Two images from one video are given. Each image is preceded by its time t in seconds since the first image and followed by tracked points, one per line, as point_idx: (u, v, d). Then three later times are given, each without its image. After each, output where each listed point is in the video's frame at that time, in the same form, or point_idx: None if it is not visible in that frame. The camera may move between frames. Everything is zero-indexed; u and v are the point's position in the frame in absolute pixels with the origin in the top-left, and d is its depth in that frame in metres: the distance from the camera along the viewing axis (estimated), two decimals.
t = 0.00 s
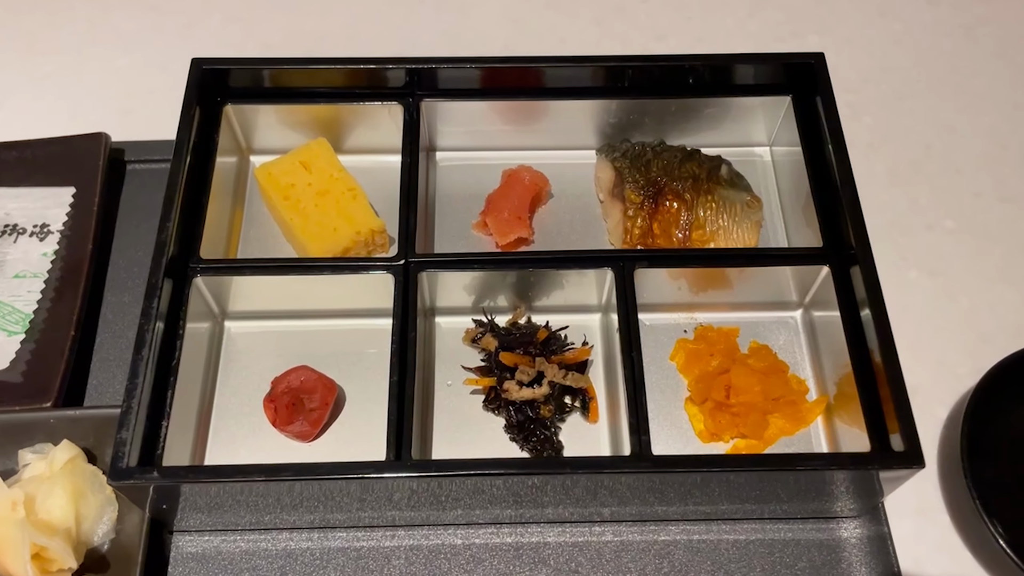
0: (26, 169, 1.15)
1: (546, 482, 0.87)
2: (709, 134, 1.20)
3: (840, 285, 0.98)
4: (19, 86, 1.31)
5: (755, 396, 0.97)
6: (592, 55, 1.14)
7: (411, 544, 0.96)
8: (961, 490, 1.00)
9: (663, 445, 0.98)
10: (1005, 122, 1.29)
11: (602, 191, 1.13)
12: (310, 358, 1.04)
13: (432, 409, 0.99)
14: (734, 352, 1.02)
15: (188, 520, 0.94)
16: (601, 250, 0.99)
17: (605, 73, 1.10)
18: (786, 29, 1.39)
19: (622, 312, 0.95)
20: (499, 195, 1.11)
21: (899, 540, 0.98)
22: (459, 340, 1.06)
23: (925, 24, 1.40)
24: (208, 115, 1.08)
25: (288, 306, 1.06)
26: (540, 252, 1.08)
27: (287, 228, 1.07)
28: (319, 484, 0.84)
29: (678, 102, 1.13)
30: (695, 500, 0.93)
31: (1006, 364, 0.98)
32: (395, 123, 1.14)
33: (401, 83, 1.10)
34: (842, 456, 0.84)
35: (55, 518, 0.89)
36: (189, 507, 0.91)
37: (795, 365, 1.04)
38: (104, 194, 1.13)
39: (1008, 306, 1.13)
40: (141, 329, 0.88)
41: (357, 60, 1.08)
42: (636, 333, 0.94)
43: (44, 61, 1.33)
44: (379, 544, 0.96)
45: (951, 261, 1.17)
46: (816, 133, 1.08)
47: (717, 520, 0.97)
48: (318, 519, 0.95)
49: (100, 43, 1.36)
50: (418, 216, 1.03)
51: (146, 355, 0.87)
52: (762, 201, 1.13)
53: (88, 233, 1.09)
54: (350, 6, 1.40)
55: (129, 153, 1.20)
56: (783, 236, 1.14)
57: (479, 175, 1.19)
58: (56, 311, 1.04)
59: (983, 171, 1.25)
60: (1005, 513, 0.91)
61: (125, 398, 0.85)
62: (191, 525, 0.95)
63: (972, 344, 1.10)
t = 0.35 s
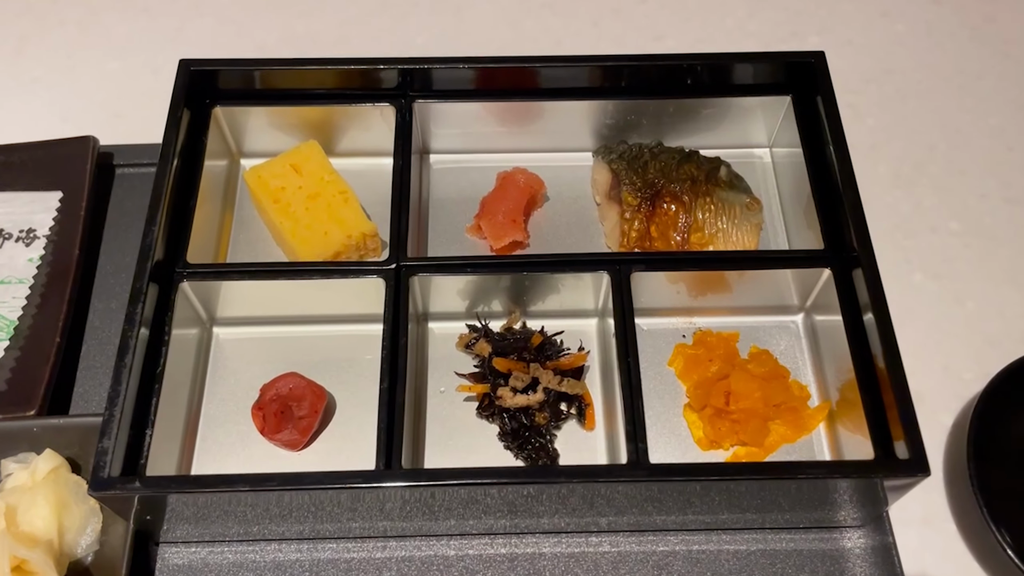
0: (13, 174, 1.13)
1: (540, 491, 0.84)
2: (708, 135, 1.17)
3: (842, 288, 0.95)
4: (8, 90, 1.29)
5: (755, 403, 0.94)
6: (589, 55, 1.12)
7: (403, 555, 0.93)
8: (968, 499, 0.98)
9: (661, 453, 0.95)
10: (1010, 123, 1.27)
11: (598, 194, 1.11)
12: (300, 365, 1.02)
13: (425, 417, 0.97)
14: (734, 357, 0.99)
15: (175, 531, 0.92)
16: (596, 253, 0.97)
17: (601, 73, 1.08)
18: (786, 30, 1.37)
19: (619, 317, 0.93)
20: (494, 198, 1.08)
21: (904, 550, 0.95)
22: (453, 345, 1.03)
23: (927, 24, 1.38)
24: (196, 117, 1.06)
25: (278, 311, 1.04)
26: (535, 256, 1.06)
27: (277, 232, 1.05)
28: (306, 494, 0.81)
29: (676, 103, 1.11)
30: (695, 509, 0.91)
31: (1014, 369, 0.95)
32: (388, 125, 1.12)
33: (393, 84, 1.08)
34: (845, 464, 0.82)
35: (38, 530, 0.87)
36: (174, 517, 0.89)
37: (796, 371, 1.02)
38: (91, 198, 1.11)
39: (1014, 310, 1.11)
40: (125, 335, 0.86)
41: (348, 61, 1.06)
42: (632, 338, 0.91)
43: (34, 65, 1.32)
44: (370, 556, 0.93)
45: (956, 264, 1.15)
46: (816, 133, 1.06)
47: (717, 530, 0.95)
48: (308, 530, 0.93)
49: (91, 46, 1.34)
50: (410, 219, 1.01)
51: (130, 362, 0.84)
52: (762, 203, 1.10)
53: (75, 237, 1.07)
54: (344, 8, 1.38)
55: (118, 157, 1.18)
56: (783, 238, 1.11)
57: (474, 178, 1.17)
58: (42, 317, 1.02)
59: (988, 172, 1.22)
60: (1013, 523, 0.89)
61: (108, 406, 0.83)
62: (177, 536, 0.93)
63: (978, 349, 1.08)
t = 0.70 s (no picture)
0: (5, 178, 1.12)
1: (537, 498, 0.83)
2: (708, 138, 1.16)
3: (844, 291, 0.94)
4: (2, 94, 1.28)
5: (756, 408, 0.93)
6: (587, 57, 1.11)
7: (399, 563, 0.92)
8: (972, 504, 0.96)
9: (661, 459, 0.94)
10: (1012, 125, 1.26)
11: (597, 196, 1.10)
12: (295, 370, 1.01)
13: (422, 423, 0.96)
14: (734, 362, 0.98)
15: (167, 539, 0.90)
16: (595, 257, 0.96)
17: (599, 75, 1.07)
18: (786, 32, 1.36)
19: (617, 321, 0.92)
20: (491, 201, 1.07)
21: (908, 558, 0.94)
22: (450, 350, 1.02)
23: (928, 25, 1.37)
24: (190, 120, 1.05)
25: (272, 316, 1.02)
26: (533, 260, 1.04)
27: (272, 236, 1.04)
28: (299, 502, 0.80)
29: (675, 105, 1.10)
30: (695, 516, 0.89)
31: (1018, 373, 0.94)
32: (384, 127, 1.11)
33: (389, 86, 1.07)
34: (848, 471, 0.81)
35: (29, 539, 0.86)
36: (167, 525, 0.88)
37: (797, 375, 1.01)
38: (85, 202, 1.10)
39: (1018, 313, 1.09)
40: (116, 341, 0.85)
41: (343, 63, 1.05)
42: (631, 343, 0.90)
43: (27, 68, 1.31)
44: (366, 564, 0.92)
45: (959, 266, 1.14)
46: (817, 135, 1.04)
47: (718, 537, 0.93)
48: (303, 538, 0.91)
49: (86, 49, 1.33)
50: (406, 223, 1.00)
51: (121, 368, 0.83)
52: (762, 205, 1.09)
53: (67, 242, 1.06)
54: (340, 11, 1.37)
55: (112, 161, 1.17)
56: (784, 242, 1.10)
57: (471, 181, 1.15)
58: (34, 322, 1.01)
59: (990, 174, 1.21)
60: (1018, 530, 0.87)
61: (98, 413, 0.82)
62: (170, 545, 0.91)
63: (982, 353, 1.06)
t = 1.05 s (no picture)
0: (16, 174, 1.12)
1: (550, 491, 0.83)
2: (717, 135, 1.16)
3: (854, 286, 0.94)
4: (12, 91, 1.28)
5: (768, 403, 0.92)
6: (596, 54, 1.11)
7: (410, 558, 0.92)
8: (983, 500, 0.96)
9: (672, 454, 0.94)
10: (1019, 123, 1.26)
11: (606, 193, 1.10)
12: (305, 366, 1.01)
13: (433, 418, 0.96)
14: (745, 357, 0.98)
15: (179, 534, 0.90)
16: (606, 252, 0.96)
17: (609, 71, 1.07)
18: (793, 30, 1.36)
19: (629, 316, 0.92)
20: (500, 197, 1.07)
21: (919, 553, 0.94)
22: (460, 346, 1.02)
23: (935, 23, 1.37)
24: (201, 116, 1.05)
25: (282, 312, 1.03)
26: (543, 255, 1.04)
27: (283, 233, 1.05)
28: (313, 495, 0.80)
29: (684, 101, 1.10)
30: (707, 510, 0.90)
31: None
32: (393, 124, 1.11)
33: (399, 83, 1.08)
34: (860, 464, 0.81)
35: (41, 533, 0.86)
36: (179, 519, 0.88)
37: (807, 371, 1.01)
38: (95, 199, 1.10)
39: None
40: (129, 335, 0.85)
41: (354, 59, 1.05)
42: (643, 338, 0.90)
43: (37, 66, 1.31)
44: (377, 558, 0.92)
45: (967, 263, 1.14)
46: (826, 131, 1.05)
47: (729, 531, 0.93)
48: (315, 533, 0.91)
49: (94, 48, 1.33)
50: (417, 219, 1.00)
51: (134, 362, 0.83)
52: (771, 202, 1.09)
53: (78, 238, 1.06)
54: (349, 9, 1.38)
55: (121, 158, 1.18)
56: (793, 238, 1.10)
57: (480, 178, 1.16)
58: (45, 318, 1.01)
59: (998, 172, 1.21)
60: None
61: (112, 406, 0.82)
62: (182, 539, 0.91)
63: (991, 349, 1.07)
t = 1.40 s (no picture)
0: (33, 166, 1.13)
1: (564, 476, 0.84)
2: (725, 129, 1.18)
3: (862, 276, 0.95)
4: (28, 85, 1.30)
5: (776, 391, 0.94)
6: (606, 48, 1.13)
7: (424, 543, 0.93)
8: (988, 488, 0.97)
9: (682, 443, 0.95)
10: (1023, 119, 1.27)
11: (616, 185, 1.11)
12: (320, 355, 1.02)
13: (446, 406, 0.97)
14: (754, 347, 0.99)
15: (196, 519, 0.92)
16: (617, 242, 0.97)
17: (620, 65, 1.09)
18: (799, 27, 1.38)
19: (640, 305, 0.93)
20: (512, 189, 1.08)
21: (925, 540, 0.95)
22: (472, 336, 1.03)
23: (940, 21, 1.39)
24: (218, 108, 1.06)
25: (297, 301, 1.04)
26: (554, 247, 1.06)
27: (297, 224, 1.06)
28: (331, 478, 0.82)
29: (693, 95, 1.11)
30: (717, 497, 0.91)
31: None
32: (406, 118, 1.12)
33: (413, 77, 1.09)
34: (869, 449, 0.82)
35: (61, 517, 0.87)
36: (197, 504, 0.89)
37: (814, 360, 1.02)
38: (111, 191, 1.12)
39: None
40: (150, 322, 0.86)
41: (368, 53, 1.07)
42: (654, 327, 0.91)
43: (52, 60, 1.33)
44: (391, 544, 0.93)
45: (972, 257, 1.15)
46: (834, 125, 1.06)
47: (738, 518, 0.95)
48: (330, 517, 0.93)
49: (108, 42, 1.35)
50: (430, 209, 1.01)
51: (154, 348, 0.85)
52: (779, 195, 1.11)
53: (95, 229, 1.07)
54: (360, 5, 1.39)
55: (137, 151, 1.19)
56: (800, 231, 1.12)
57: (491, 171, 1.17)
58: (62, 307, 1.02)
59: (1002, 167, 1.23)
60: None
61: (133, 391, 0.83)
62: (199, 524, 0.93)
63: (996, 341, 1.08)
